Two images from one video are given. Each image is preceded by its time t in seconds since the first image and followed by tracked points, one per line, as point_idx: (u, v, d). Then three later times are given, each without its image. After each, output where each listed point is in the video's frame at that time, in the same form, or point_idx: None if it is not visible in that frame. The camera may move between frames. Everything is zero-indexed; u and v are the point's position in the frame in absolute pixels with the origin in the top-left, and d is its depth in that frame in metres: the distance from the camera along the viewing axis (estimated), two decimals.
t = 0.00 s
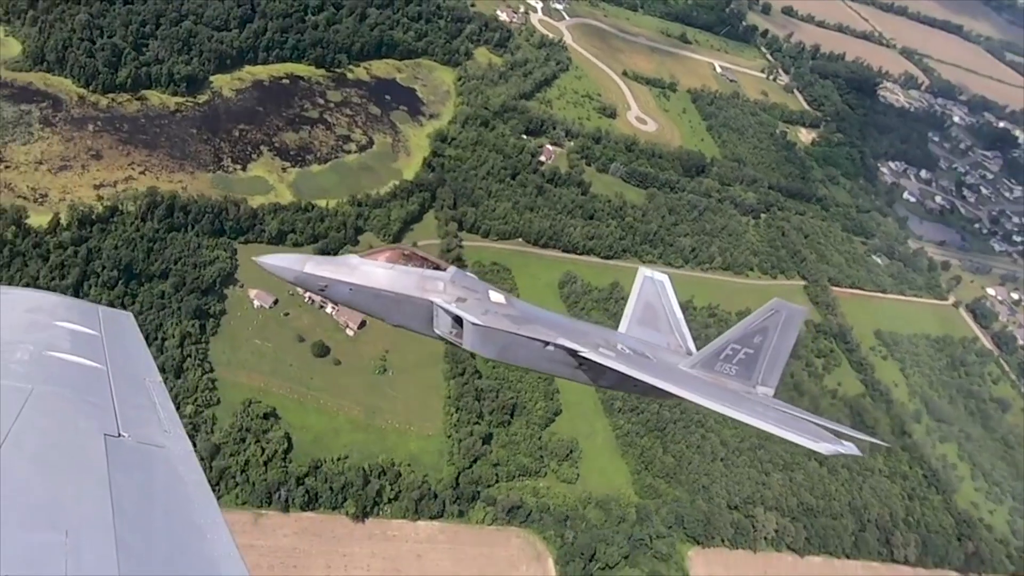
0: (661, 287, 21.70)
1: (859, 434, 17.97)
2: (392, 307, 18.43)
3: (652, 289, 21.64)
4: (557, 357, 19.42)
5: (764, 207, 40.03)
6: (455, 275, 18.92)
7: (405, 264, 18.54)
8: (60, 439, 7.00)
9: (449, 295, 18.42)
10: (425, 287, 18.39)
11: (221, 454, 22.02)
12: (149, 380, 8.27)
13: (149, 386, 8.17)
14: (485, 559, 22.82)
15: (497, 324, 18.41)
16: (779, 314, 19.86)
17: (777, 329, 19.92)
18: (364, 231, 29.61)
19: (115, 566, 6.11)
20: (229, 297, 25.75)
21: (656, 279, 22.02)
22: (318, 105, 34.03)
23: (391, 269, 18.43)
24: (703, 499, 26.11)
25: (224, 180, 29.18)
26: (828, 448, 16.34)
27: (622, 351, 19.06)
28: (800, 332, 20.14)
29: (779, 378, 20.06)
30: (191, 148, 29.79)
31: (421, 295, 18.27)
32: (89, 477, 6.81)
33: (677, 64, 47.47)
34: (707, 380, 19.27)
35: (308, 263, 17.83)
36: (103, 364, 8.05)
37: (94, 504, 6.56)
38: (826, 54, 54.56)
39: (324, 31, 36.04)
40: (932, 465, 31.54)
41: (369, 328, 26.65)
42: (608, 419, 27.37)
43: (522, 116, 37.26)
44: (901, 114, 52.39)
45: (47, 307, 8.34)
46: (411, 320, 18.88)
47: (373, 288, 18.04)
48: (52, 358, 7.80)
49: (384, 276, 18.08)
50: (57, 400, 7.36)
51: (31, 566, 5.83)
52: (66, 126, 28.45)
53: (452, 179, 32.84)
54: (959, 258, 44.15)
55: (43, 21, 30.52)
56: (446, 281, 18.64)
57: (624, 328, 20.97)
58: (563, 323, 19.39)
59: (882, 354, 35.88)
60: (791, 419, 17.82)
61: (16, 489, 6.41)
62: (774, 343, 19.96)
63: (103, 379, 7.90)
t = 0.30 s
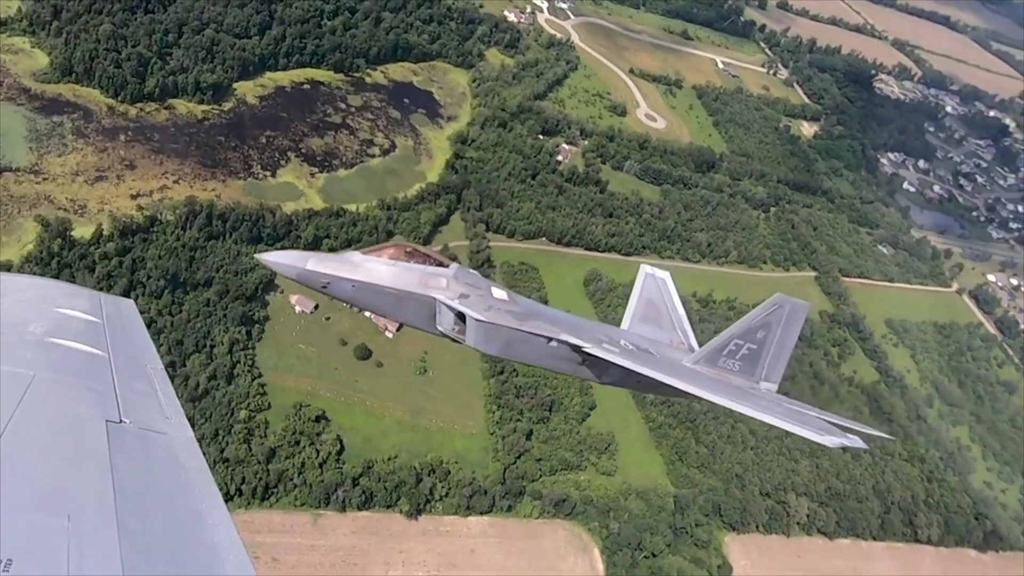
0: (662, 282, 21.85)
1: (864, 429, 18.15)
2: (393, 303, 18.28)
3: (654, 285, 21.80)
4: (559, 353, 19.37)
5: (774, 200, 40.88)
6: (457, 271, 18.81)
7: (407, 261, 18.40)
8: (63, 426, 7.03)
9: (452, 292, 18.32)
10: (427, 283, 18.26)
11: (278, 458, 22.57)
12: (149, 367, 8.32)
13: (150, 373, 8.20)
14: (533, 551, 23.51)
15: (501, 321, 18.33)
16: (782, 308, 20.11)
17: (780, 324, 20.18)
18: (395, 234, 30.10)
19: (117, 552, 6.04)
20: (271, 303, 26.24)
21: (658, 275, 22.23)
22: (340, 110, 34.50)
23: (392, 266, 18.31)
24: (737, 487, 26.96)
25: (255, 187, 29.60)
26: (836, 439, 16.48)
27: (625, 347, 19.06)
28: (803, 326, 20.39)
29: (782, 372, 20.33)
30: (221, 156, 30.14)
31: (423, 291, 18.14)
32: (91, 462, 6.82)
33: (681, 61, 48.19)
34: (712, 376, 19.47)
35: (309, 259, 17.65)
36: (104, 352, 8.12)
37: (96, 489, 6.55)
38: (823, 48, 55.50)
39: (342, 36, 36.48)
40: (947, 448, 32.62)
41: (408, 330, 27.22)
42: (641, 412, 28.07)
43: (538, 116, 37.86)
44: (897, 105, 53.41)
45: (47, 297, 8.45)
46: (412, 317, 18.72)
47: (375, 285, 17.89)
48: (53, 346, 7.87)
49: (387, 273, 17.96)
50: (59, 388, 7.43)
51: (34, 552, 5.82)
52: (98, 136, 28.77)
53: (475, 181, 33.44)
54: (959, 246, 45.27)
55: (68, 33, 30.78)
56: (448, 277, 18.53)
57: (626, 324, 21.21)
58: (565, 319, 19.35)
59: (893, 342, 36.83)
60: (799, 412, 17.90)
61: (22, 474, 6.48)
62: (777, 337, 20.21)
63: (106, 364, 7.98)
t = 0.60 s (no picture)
0: (663, 280, 21.76)
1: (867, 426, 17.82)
2: (394, 298, 18.62)
3: (654, 283, 21.73)
4: (561, 349, 19.44)
5: (781, 193, 41.63)
6: (458, 267, 19.03)
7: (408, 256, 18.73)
8: (60, 426, 6.65)
9: (452, 287, 18.53)
10: (427, 278, 18.54)
11: (326, 458, 23.12)
12: (151, 365, 7.81)
13: (153, 372, 7.69)
14: (573, 543, 24.16)
15: (501, 316, 18.48)
16: (783, 304, 19.94)
17: (781, 320, 19.98)
18: (421, 235, 30.58)
19: (119, 554, 5.77)
20: (307, 306, 26.71)
21: (659, 272, 22.12)
22: (358, 112, 34.89)
23: (393, 261, 18.65)
24: (765, 475, 27.70)
25: (282, 191, 30.03)
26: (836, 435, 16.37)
27: (627, 343, 18.98)
28: (805, 322, 20.18)
29: (784, 370, 20.06)
30: (247, 160, 30.48)
31: (423, 287, 18.44)
32: (92, 464, 6.46)
33: (684, 57, 48.84)
34: (713, 373, 19.31)
35: (310, 254, 18.14)
36: (105, 348, 7.64)
37: (96, 492, 6.21)
38: (819, 41, 56.34)
39: (356, 39, 36.87)
40: (959, 433, 33.55)
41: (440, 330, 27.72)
42: (667, 404, 28.67)
43: (551, 115, 38.40)
44: (894, 96, 54.25)
45: (45, 290, 7.98)
46: (413, 312, 19.06)
47: (375, 280, 18.26)
48: (51, 343, 7.41)
49: (386, 268, 18.31)
50: (57, 386, 7.01)
51: (33, 553, 5.54)
52: (125, 144, 29.03)
53: (495, 180, 33.97)
54: (959, 235, 46.23)
55: (89, 41, 30.99)
56: (449, 273, 18.75)
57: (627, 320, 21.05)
58: (568, 316, 19.39)
59: (902, 330, 37.68)
60: (800, 408, 17.79)
61: (21, 475, 6.16)
62: (779, 334, 19.98)
63: (106, 364, 7.50)
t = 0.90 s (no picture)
0: (664, 277, 21.00)
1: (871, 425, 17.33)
2: (393, 295, 18.48)
3: (654, 279, 20.95)
4: (561, 347, 19.12)
5: (788, 185, 42.37)
6: (458, 264, 18.88)
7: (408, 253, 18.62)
8: (60, 429, 7.05)
9: (451, 284, 18.36)
10: (427, 275, 18.41)
11: (372, 455, 23.66)
12: (151, 367, 8.22)
13: (151, 373, 8.11)
14: (611, 532, 24.88)
15: (500, 312, 18.20)
16: (785, 302, 19.62)
17: (783, 318, 19.65)
18: (446, 233, 31.13)
19: (117, 555, 6.18)
20: (342, 307, 27.19)
21: (660, 268, 21.30)
22: (377, 113, 35.31)
23: (393, 258, 18.56)
24: (789, 461, 28.50)
25: (310, 194, 30.48)
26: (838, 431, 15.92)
27: (628, 341, 18.59)
28: (806, 320, 19.84)
29: (785, 368, 19.73)
30: (272, 163, 30.88)
31: (422, 283, 18.30)
32: (92, 466, 6.88)
33: (688, 52, 49.42)
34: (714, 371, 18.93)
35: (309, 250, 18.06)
36: (105, 351, 8.05)
37: (95, 493, 6.64)
38: (817, 34, 57.11)
39: (372, 40, 37.27)
40: (969, 416, 34.46)
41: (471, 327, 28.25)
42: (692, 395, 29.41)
43: (564, 112, 38.94)
44: (891, 87, 55.08)
45: (49, 294, 8.39)
46: (413, 310, 18.90)
47: (374, 276, 18.17)
48: (56, 346, 7.83)
49: (385, 264, 18.23)
50: (59, 388, 7.42)
51: (32, 553, 5.96)
52: (154, 149, 29.33)
53: (514, 178, 34.53)
54: (960, 222, 47.07)
55: (111, 46, 31.21)
56: (449, 270, 18.62)
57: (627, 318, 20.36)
58: (569, 313, 19.07)
59: (909, 318, 38.55)
60: (802, 406, 17.33)
61: (24, 477, 6.56)
62: (780, 332, 19.66)
63: (107, 365, 7.91)
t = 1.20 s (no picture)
0: (665, 277, 20.83)
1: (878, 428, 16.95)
2: (391, 294, 17.77)
3: (655, 279, 20.76)
4: (562, 348, 18.56)
5: (795, 178, 43.11)
6: (457, 262, 18.19)
7: (407, 251, 17.87)
8: (60, 435, 7.50)
9: (451, 283, 17.67)
10: (426, 274, 17.68)
11: (416, 452, 24.24)
12: (150, 375, 8.78)
13: (150, 379, 8.69)
14: (646, 522, 25.59)
15: (502, 313, 17.60)
16: (788, 301, 19.26)
17: (786, 318, 19.31)
18: (470, 233, 31.65)
19: (117, 558, 6.47)
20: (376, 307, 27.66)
21: (660, 269, 21.16)
22: (395, 114, 35.71)
23: (391, 255, 17.81)
24: (813, 449, 29.30)
25: (335, 196, 30.90)
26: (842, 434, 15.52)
27: (629, 342, 18.17)
28: (808, 321, 19.46)
29: (786, 369, 19.42)
30: (298, 166, 31.26)
31: (421, 282, 17.59)
32: (91, 471, 7.28)
33: (691, 47, 49.97)
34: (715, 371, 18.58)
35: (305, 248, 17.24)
36: (105, 360, 8.63)
37: (95, 496, 7.01)
38: (815, 27, 57.88)
39: (387, 41, 37.63)
40: (981, 401, 35.33)
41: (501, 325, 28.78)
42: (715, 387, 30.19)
43: (577, 111, 39.47)
44: (888, 79, 55.89)
45: (50, 306, 9.01)
46: (409, 309, 18.20)
47: (372, 275, 17.44)
48: (57, 356, 8.41)
49: (384, 263, 17.49)
50: (60, 395, 7.94)
51: (31, 556, 6.25)
52: (182, 154, 29.63)
53: (533, 177, 35.08)
54: (959, 212, 48.01)
55: (134, 53, 31.46)
56: (448, 268, 17.92)
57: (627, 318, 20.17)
58: (568, 313, 18.57)
59: (917, 307, 39.43)
60: (807, 408, 16.91)
61: (22, 480, 6.93)
62: (781, 332, 19.30)
63: (106, 372, 8.48)
